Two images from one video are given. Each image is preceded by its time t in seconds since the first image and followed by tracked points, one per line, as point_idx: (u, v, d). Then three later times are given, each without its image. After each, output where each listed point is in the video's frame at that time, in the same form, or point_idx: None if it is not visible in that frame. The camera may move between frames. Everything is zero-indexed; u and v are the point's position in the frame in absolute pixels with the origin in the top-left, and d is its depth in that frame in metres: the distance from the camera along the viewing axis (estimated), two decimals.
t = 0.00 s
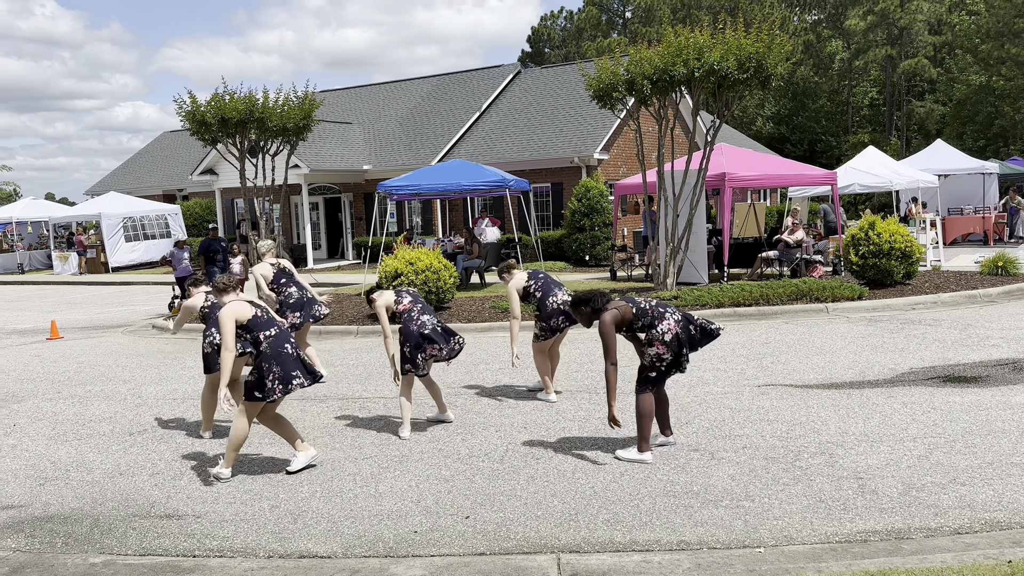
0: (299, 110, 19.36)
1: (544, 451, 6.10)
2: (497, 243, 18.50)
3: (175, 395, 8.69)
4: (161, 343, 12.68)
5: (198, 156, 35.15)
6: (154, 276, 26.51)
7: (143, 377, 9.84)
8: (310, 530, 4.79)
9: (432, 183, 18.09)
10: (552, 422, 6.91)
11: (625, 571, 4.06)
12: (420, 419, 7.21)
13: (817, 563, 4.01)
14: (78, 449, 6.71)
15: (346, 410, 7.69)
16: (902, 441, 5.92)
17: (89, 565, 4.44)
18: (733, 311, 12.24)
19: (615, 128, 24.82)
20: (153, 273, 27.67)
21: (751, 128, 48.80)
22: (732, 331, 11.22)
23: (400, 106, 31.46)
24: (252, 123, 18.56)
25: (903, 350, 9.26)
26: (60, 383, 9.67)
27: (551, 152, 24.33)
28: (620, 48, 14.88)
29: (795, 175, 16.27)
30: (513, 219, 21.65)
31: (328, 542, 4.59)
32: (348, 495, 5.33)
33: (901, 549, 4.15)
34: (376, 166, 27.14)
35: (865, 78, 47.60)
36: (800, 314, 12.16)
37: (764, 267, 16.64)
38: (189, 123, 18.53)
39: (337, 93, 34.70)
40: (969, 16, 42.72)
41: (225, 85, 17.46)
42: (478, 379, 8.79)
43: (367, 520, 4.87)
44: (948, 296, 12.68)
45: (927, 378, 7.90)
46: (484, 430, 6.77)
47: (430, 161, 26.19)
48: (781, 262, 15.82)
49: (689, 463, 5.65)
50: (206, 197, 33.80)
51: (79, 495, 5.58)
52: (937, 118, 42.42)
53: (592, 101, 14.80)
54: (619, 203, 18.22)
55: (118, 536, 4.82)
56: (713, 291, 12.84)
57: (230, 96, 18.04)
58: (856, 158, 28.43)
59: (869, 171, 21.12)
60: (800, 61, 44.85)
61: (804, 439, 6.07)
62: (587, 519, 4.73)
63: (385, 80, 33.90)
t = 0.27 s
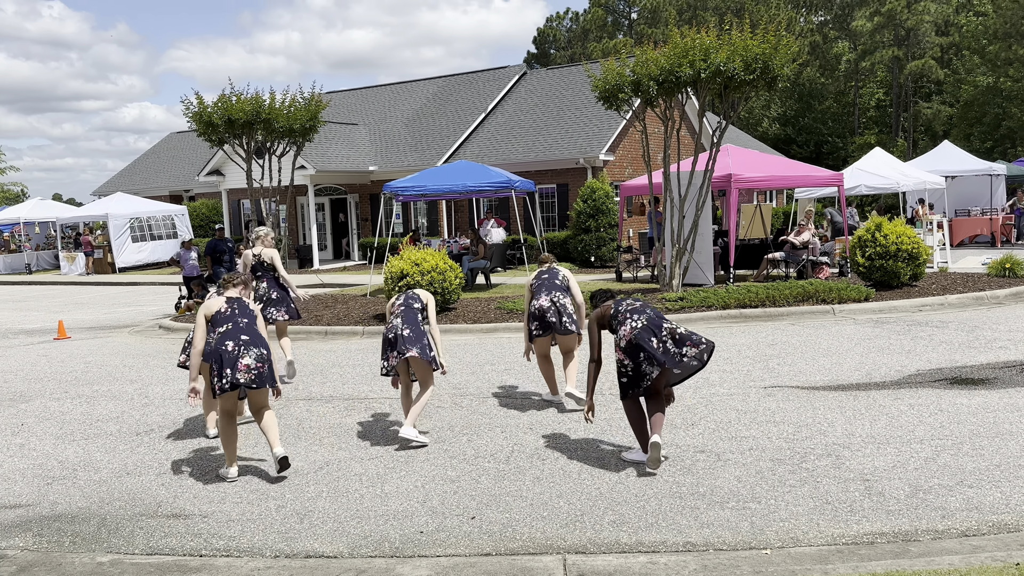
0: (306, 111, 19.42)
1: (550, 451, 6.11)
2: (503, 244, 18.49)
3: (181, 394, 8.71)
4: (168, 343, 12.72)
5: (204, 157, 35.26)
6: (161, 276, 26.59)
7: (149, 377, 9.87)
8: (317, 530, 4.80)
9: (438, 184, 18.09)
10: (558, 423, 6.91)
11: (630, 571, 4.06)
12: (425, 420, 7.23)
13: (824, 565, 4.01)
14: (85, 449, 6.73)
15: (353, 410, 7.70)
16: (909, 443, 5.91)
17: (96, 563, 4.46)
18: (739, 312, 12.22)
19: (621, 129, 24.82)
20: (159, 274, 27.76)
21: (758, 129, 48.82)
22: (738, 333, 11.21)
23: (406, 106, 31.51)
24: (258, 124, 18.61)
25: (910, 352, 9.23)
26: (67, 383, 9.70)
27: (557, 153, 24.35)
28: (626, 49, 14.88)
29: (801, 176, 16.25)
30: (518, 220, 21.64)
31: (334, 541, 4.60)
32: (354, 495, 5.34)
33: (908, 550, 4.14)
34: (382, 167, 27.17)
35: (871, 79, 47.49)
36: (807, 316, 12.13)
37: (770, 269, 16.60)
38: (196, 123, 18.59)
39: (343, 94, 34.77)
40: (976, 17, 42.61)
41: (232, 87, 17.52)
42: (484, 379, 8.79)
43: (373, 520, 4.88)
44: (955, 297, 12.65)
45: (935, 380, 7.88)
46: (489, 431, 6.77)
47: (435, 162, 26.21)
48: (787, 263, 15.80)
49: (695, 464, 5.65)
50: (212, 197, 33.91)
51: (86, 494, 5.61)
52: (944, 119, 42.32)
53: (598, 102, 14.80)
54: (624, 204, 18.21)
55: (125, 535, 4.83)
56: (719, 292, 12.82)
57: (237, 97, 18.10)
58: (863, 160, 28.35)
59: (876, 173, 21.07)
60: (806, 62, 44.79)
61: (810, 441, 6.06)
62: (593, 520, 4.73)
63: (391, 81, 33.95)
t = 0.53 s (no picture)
0: (313, 111, 19.46)
1: (555, 452, 6.10)
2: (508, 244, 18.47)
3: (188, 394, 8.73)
4: (175, 342, 12.76)
5: (211, 157, 35.36)
6: (168, 276, 26.67)
7: (156, 376, 9.90)
8: (323, 529, 4.80)
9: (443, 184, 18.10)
10: (564, 424, 6.90)
11: (636, 572, 4.06)
12: (431, 420, 7.23)
13: (831, 567, 4.00)
14: (92, 448, 6.75)
15: (359, 410, 7.72)
16: (916, 445, 5.88)
17: (104, 562, 4.47)
18: (746, 313, 12.19)
19: (627, 129, 24.80)
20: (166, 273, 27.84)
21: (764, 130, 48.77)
22: (745, 334, 11.19)
23: (412, 107, 31.54)
24: (265, 125, 18.65)
25: (917, 354, 9.19)
26: (75, 382, 9.74)
27: (563, 153, 24.35)
28: (632, 50, 14.86)
29: (808, 176, 16.21)
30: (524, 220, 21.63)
31: (339, 541, 4.61)
32: (360, 495, 5.34)
33: (916, 553, 4.13)
34: (388, 168, 27.20)
35: (879, 80, 47.33)
36: (813, 317, 12.10)
37: (777, 269, 16.57)
38: (203, 123, 18.63)
39: (349, 95, 34.83)
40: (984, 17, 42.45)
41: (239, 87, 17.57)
42: (490, 380, 8.79)
43: (379, 520, 4.89)
44: (962, 299, 12.60)
45: (942, 382, 7.84)
46: (495, 431, 6.76)
47: (441, 162, 26.23)
48: (794, 264, 15.79)
49: (701, 466, 5.63)
50: (219, 197, 34.00)
51: (93, 493, 5.63)
52: (952, 120, 42.17)
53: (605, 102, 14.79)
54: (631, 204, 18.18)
55: (132, 534, 4.85)
56: (725, 293, 12.80)
57: (244, 98, 18.15)
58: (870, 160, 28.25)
59: (883, 173, 21.00)
60: (813, 62, 44.69)
61: (817, 443, 6.04)
62: (599, 521, 4.73)
63: (398, 82, 33.99)
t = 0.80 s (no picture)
0: (318, 111, 19.50)
1: (559, 452, 6.10)
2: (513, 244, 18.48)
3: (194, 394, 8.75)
4: (180, 342, 12.79)
5: (217, 157, 35.44)
6: (173, 276, 26.74)
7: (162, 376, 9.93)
8: (328, 529, 4.81)
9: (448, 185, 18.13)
10: (569, 424, 6.91)
11: (641, 573, 4.06)
12: (436, 419, 7.24)
13: (836, 568, 3.99)
14: (98, 447, 6.77)
15: (365, 410, 7.73)
16: (922, 446, 5.87)
17: (110, 561, 4.48)
18: (751, 313, 12.18)
19: (632, 130, 24.79)
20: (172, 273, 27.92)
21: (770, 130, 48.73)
22: (749, 334, 11.18)
23: (418, 107, 31.56)
24: (271, 125, 18.69)
25: (922, 355, 9.17)
26: (81, 382, 9.77)
27: (568, 153, 24.36)
28: (638, 50, 14.86)
29: (814, 176, 16.19)
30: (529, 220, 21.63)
31: (344, 541, 4.62)
32: (365, 495, 5.35)
33: (921, 554, 4.12)
34: (393, 168, 27.24)
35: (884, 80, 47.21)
36: (818, 318, 12.08)
37: (782, 270, 16.56)
38: (208, 124, 18.67)
39: (355, 95, 34.88)
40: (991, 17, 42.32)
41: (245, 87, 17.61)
42: (495, 380, 8.80)
43: (383, 520, 4.89)
44: (968, 299, 12.57)
45: (947, 383, 7.82)
46: (500, 431, 6.77)
47: (446, 162, 26.25)
48: (800, 264, 15.80)
49: (706, 466, 5.63)
50: (224, 198, 34.08)
51: (100, 492, 5.64)
52: (958, 120, 42.06)
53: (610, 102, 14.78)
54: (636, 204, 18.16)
55: (137, 534, 4.85)
56: (730, 293, 12.79)
57: (250, 98, 18.19)
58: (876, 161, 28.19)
59: (888, 174, 20.95)
60: (819, 62, 44.61)
61: (822, 444, 6.03)
62: (604, 521, 4.73)
63: (403, 82, 34.02)
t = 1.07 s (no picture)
0: (322, 112, 19.54)
1: (563, 452, 6.09)
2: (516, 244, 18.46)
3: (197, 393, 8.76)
4: (184, 342, 12.81)
5: (220, 157, 35.50)
6: (177, 275, 26.78)
7: (165, 375, 9.94)
8: (331, 529, 4.81)
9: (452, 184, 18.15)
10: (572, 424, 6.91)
11: (644, 573, 4.05)
12: (439, 420, 7.24)
13: (839, 569, 3.98)
14: (102, 447, 6.78)
15: (368, 409, 7.74)
16: (925, 446, 5.85)
17: (113, 560, 4.49)
18: (755, 313, 12.17)
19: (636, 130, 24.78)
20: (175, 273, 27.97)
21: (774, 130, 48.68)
22: (753, 334, 11.16)
23: (421, 107, 31.58)
24: (274, 125, 18.70)
25: (926, 355, 9.15)
26: (85, 381, 9.79)
27: (571, 153, 24.35)
28: (641, 50, 14.85)
29: (818, 176, 16.16)
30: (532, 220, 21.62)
31: (347, 540, 4.62)
32: (368, 494, 5.35)
33: (924, 554, 4.11)
34: (396, 168, 27.25)
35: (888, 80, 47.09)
36: (822, 318, 12.06)
37: (786, 270, 16.54)
38: (212, 124, 18.69)
39: (358, 95, 34.90)
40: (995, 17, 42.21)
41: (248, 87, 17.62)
42: (498, 380, 8.80)
43: (386, 520, 4.89)
44: (972, 300, 12.54)
45: (951, 383, 7.80)
46: (503, 431, 6.77)
47: (450, 162, 26.27)
48: (803, 264, 15.76)
49: (709, 467, 5.62)
50: (228, 198, 34.14)
51: (104, 491, 5.65)
52: (963, 120, 41.94)
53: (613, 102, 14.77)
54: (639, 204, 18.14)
55: (140, 533, 4.86)
56: (734, 293, 12.78)
57: (253, 98, 18.21)
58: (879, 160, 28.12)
59: (892, 174, 20.89)
60: (823, 62, 44.50)
61: (826, 444, 6.02)
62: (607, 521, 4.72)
63: (406, 82, 34.03)
